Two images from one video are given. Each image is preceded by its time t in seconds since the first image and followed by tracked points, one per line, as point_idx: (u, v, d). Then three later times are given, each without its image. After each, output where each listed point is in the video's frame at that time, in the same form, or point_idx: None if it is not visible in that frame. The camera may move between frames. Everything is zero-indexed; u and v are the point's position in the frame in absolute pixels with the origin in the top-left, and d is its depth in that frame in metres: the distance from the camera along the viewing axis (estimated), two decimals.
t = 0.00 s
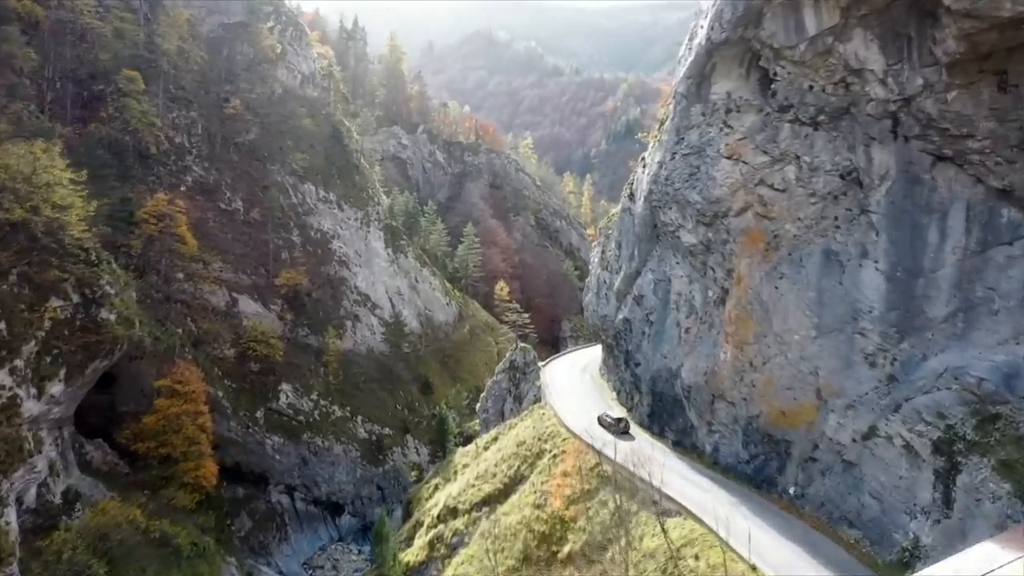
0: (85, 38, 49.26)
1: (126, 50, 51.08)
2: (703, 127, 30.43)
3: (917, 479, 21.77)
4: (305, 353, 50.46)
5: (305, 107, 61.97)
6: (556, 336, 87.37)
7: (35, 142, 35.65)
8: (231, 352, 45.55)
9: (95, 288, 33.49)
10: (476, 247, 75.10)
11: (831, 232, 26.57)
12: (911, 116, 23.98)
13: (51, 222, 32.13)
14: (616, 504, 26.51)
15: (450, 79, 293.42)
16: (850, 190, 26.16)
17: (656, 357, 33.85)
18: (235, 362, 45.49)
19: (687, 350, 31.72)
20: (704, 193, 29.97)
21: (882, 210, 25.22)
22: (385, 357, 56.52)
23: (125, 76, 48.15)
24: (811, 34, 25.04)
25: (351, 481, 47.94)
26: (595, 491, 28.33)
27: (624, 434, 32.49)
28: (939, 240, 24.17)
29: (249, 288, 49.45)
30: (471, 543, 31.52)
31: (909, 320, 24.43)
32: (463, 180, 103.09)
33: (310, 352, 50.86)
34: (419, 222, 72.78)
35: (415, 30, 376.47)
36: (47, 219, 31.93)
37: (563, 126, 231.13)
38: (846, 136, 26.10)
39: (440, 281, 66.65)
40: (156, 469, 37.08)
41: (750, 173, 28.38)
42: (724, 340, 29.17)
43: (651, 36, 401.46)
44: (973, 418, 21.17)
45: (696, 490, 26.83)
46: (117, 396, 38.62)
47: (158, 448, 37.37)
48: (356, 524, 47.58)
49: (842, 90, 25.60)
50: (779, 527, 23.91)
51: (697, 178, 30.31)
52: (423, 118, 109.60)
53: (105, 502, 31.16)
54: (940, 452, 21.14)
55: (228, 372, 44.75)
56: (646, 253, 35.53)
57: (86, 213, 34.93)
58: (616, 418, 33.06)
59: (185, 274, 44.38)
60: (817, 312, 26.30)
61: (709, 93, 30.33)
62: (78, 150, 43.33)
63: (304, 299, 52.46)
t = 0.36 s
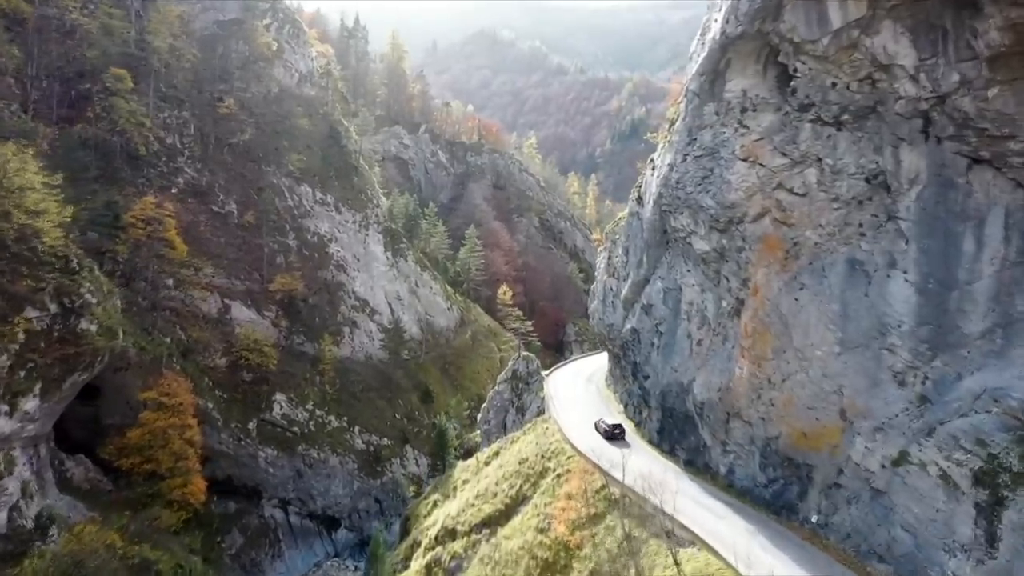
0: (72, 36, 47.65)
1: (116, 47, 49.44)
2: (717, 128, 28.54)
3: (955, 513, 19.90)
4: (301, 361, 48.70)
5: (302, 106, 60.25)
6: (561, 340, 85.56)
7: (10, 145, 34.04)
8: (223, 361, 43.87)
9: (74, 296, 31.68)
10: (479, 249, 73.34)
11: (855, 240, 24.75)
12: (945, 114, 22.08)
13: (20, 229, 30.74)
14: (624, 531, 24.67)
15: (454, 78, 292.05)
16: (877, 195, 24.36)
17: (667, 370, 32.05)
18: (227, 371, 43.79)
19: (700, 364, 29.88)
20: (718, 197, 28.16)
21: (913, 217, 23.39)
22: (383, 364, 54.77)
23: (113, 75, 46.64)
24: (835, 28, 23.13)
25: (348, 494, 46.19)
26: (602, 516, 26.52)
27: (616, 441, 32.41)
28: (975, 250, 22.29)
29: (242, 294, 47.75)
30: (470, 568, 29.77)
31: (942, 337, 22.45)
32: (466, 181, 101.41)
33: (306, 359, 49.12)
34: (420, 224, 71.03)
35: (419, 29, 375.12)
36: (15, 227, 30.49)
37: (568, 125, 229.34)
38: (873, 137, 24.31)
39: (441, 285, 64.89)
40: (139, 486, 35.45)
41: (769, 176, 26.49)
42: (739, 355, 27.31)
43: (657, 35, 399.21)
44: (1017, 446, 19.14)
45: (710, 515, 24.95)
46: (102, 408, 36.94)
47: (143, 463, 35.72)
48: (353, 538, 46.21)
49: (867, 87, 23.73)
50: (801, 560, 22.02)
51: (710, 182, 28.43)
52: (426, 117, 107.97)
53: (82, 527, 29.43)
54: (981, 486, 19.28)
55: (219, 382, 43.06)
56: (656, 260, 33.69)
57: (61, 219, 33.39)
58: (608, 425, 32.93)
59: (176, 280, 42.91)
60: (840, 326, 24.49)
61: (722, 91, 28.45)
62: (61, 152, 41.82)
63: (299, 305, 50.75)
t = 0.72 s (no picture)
0: (59, 34, 46.15)
1: (104, 45, 47.87)
2: (732, 128, 26.68)
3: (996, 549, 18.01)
4: (296, 370, 46.99)
5: (298, 106, 58.61)
6: (566, 345, 83.74)
7: None
8: (214, 370, 42.09)
9: (52, 307, 30.38)
10: (481, 252, 71.63)
11: (883, 248, 23.02)
12: (984, 113, 20.43)
13: None
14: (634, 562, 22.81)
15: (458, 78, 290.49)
16: (907, 200, 22.53)
17: (677, 385, 30.28)
18: (218, 382, 41.97)
19: (714, 379, 28.10)
20: (733, 203, 26.35)
21: (949, 224, 21.60)
22: (382, 373, 53.01)
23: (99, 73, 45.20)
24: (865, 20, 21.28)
25: (344, 509, 44.44)
26: (609, 544, 24.69)
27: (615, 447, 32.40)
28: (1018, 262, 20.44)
29: (235, 300, 46.09)
30: None
31: (979, 355, 20.51)
32: (468, 182, 99.74)
33: (301, 368, 47.39)
34: (420, 228, 69.33)
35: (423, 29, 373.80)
36: None
37: (572, 125, 227.50)
38: (903, 137, 22.54)
39: (442, 290, 63.15)
40: (122, 505, 33.67)
41: (789, 180, 24.69)
42: (757, 371, 25.48)
43: (661, 34, 396.95)
44: None
45: (726, 545, 23.07)
46: (86, 422, 35.23)
47: (127, 480, 34.02)
48: (351, 555, 44.40)
49: (897, 83, 21.96)
50: None
51: (725, 186, 26.62)
52: (428, 117, 106.29)
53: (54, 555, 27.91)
54: None
55: (210, 393, 41.23)
56: (666, 268, 31.90)
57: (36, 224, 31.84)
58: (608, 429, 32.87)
59: (165, 286, 41.43)
60: (868, 342, 22.69)
61: (738, 89, 26.54)
62: (44, 155, 40.64)
63: (295, 312, 49.02)
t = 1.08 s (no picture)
0: (43, 32, 44.52)
1: (91, 43, 46.21)
2: (750, 129, 24.77)
3: None
4: (291, 380, 45.26)
5: (294, 106, 56.93)
6: (570, 350, 81.94)
7: None
8: (205, 382, 40.23)
9: (25, 319, 28.80)
10: (483, 256, 69.93)
11: (916, 260, 21.13)
12: None
13: None
14: None
15: (461, 78, 288.92)
16: (943, 209, 20.69)
17: (690, 403, 28.48)
18: (209, 395, 40.12)
19: (729, 398, 26.31)
20: (750, 210, 24.48)
21: (991, 235, 19.59)
22: (380, 382, 51.25)
23: (85, 72, 43.61)
24: (898, 13, 19.41)
25: (341, 525, 42.63)
26: None
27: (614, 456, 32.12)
28: None
29: (227, 307, 44.38)
30: None
31: None
32: (471, 184, 97.99)
33: (295, 378, 45.63)
34: (420, 231, 67.65)
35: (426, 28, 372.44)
36: None
37: (576, 125, 225.74)
38: (938, 140, 20.66)
39: (443, 296, 61.39)
40: (104, 526, 31.68)
41: (812, 186, 22.84)
42: (778, 392, 23.67)
43: (666, 33, 394.90)
44: None
45: None
46: (66, 438, 33.66)
47: (110, 501, 32.24)
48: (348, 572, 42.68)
49: (933, 82, 20.13)
50: None
51: (743, 193, 24.74)
52: (430, 117, 104.60)
53: None
54: None
55: (200, 406, 39.39)
56: (678, 278, 30.08)
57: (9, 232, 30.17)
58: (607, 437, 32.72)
59: (153, 294, 39.65)
60: (901, 363, 20.78)
61: (757, 88, 24.61)
62: (27, 158, 38.87)
63: (289, 320, 47.26)
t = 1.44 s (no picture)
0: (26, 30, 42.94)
1: (77, 42, 44.57)
2: (769, 132, 22.90)
3: None
4: (284, 391, 43.53)
5: (290, 106, 55.15)
6: (574, 355, 80.19)
7: None
8: (193, 395, 38.46)
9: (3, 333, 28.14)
10: (485, 260, 68.24)
11: (955, 274, 19.45)
12: None
13: None
14: None
15: (464, 77, 287.18)
16: (985, 218, 18.98)
17: (703, 424, 26.68)
18: (198, 408, 38.34)
19: (747, 420, 24.44)
20: (771, 219, 22.57)
21: None
22: (378, 392, 49.49)
23: (69, 72, 41.78)
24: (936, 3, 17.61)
25: (336, 542, 40.85)
26: None
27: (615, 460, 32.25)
28: None
29: (218, 316, 42.71)
30: None
31: None
32: (473, 185, 96.25)
33: (290, 389, 43.90)
34: (420, 235, 65.93)
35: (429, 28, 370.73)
36: None
37: (580, 125, 223.86)
38: (979, 143, 18.93)
39: (444, 301, 59.65)
40: (82, 551, 29.59)
41: (839, 192, 20.96)
42: (801, 417, 21.77)
43: (671, 32, 392.80)
44: None
45: None
46: (47, 456, 32.09)
47: (88, 523, 30.05)
48: None
49: (974, 79, 18.43)
50: None
51: (762, 199, 22.86)
52: (432, 118, 102.86)
53: None
54: None
55: (188, 420, 37.60)
56: (690, 290, 28.28)
57: None
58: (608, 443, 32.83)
59: (139, 304, 38.09)
60: (939, 388, 19.06)
61: (777, 86, 22.76)
62: (6, 162, 37.43)
63: (284, 329, 45.49)
